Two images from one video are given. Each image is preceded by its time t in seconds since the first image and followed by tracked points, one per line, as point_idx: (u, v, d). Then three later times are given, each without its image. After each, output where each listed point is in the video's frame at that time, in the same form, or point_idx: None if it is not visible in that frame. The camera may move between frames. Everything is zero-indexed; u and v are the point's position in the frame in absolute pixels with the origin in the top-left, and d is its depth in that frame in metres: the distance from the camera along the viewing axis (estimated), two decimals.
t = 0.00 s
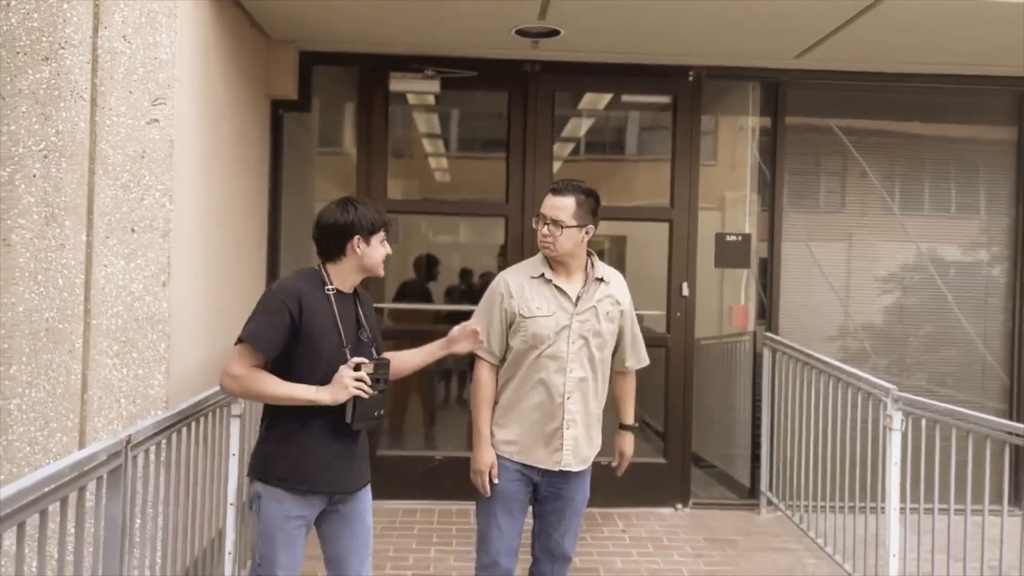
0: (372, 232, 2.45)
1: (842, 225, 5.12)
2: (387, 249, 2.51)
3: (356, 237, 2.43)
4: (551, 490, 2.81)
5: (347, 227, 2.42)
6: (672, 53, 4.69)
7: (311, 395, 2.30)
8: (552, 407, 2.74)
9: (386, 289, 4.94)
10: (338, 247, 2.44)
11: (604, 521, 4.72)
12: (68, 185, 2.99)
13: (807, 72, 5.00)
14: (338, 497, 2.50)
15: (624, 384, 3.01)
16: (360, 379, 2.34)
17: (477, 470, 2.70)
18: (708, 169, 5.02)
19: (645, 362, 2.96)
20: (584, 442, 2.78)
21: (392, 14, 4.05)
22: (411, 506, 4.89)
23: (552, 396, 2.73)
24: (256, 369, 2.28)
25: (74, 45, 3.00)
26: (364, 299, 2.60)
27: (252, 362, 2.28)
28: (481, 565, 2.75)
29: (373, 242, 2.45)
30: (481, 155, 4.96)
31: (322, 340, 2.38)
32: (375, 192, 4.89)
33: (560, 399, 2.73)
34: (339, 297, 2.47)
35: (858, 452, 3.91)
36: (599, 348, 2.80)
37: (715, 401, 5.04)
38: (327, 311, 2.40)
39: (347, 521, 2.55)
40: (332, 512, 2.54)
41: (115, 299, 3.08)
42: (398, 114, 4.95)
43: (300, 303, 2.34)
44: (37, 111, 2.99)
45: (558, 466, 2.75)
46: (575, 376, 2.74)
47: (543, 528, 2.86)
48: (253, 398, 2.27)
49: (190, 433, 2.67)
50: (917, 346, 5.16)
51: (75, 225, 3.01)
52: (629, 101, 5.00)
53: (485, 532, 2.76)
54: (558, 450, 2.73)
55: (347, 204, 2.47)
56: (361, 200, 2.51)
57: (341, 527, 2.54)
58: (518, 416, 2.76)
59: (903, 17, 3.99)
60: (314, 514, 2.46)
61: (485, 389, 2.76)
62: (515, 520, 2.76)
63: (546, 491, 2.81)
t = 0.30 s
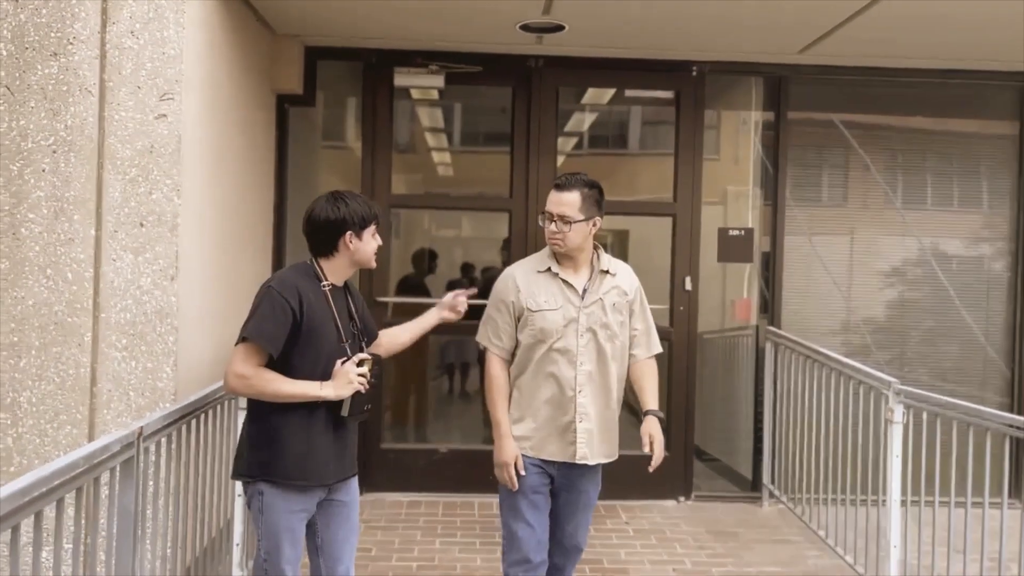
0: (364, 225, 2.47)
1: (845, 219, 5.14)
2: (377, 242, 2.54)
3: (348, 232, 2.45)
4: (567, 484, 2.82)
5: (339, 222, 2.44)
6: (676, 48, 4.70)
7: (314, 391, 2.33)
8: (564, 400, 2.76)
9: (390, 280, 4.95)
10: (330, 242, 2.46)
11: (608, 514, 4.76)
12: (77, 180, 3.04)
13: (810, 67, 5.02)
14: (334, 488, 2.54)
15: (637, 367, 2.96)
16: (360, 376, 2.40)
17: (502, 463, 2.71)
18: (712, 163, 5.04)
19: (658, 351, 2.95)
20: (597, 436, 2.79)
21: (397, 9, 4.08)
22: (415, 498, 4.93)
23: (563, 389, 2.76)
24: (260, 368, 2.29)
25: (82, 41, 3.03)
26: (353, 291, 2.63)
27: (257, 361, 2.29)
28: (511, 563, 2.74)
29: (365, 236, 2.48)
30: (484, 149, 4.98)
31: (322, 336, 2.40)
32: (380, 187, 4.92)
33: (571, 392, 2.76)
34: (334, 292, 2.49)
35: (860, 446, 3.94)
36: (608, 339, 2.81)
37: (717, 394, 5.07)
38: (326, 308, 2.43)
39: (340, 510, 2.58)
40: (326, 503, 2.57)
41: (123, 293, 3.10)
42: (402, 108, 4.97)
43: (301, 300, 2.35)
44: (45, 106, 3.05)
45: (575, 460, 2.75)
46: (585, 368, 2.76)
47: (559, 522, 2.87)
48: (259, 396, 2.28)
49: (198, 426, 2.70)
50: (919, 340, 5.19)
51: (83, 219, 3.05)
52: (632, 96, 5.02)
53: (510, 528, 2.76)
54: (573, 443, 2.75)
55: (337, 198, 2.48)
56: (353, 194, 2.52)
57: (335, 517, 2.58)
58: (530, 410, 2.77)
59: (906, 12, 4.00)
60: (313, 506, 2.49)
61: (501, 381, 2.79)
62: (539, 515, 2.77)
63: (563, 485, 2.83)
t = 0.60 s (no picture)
0: (368, 227, 2.49)
1: (845, 214, 5.17)
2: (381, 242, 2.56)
3: (352, 233, 2.47)
4: (569, 485, 2.84)
5: (343, 222, 2.45)
6: (676, 44, 4.72)
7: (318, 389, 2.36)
8: (565, 396, 2.76)
9: (391, 276, 4.98)
10: (333, 241, 2.48)
11: (608, 507, 4.79)
12: (81, 177, 3.04)
13: (808, 63, 5.04)
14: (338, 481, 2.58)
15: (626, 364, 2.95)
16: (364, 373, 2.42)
17: (493, 467, 2.75)
18: (711, 159, 5.06)
19: (649, 344, 2.93)
20: (600, 431, 2.79)
21: (397, 6, 4.10)
22: (416, 492, 4.96)
23: (561, 387, 2.76)
24: (263, 368, 2.32)
25: (85, 38, 3.04)
26: (353, 287, 2.66)
27: (259, 361, 2.31)
28: (515, 563, 2.77)
29: (368, 237, 2.50)
30: (484, 145, 5.00)
31: (324, 333, 2.43)
32: (381, 183, 4.94)
33: (570, 389, 2.75)
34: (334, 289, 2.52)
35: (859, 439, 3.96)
36: (603, 332, 2.80)
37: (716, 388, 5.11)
38: (326, 305, 2.45)
39: (344, 502, 2.62)
40: (330, 496, 2.60)
41: (127, 288, 3.14)
42: (402, 104, 4.99)
43: (301, 298, 2.37)
44: (48, 103, 3.05)
45: (579, 457, 2.76)
46: (582, 363, 2.75)
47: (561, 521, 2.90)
48: (262, 395, 2.30)
49: (203, 420, 2.73)
50: (918, 334, 5.22)
51: (88, 215, 3.06)
52: (632, 92, 5.04)
53: (513, 529, 2.79)
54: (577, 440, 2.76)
55: (341, 197, 2.50)
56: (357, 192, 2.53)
57: (340, 509, 2.61)
58: (532, 409, 2.78)
59: (904, 9, 4.02)
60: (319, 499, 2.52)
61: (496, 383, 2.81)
62: (542, 516, 2.79)
63: (565, 486, 2.85)
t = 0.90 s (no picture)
0: (371, 223, 2.50)
1: (842, 209, 5.20)
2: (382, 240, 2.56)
3: (355, 228, 2.48)
4: (569, 482, 2.83)
5: (346, 216, 2.47)
6: (673, 40, 4.74)
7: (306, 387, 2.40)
8: (558, 391, 2.75)
9: (390, 270, 4.99)
10: (335, 236, 2.49)
11: (607, 500, 4.82)
12: (82, 174, 3.10)
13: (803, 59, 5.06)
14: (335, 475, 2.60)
15: (630, 362, 2.99)
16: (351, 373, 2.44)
17: (475, 463, 2.78)
18: (708, 154, 5.10)
19: (650, 339, 2.93)
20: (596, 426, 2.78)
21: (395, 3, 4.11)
22: (415, 487, 4.99)
23: (555, 381, 2.75)
24: (254, 364, 2.36)
25: (85, 35, 3.08)
26: (357, 283, 2.67)
27: (249, 357, 2.36)
28: (514, 559, 2.78)
29: (370, 233, 2.51)
30: (482, 140, 5.02)
31: (318, 331, 2.44)
32: (379, 179, 4.96)
33: (563, 383, 2.74)
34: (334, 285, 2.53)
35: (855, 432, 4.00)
36: (597, 326, 2.79)
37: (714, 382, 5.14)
38: (325, 302, 2.46)
39: (344, 495, 2.64)
40: (330, 490, 2.62)
41: (128, 284, 3.13)
42: (400, 100, 5.01)
43: (297, 297, 2.39)
44: (49, 101, 3.11)
45: (575, 452, 2.76)
46: (576, 357, 2.75)
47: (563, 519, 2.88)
48: (253, 390, 2.36)
49: (205, 414, 2.76)
50: (915, 328, 5.25)
51: (89, 212, 3.10)
52: (629, 88, 5.06)
53: (512, 525, 2.79)
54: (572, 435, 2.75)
55: (346, 192, 2.51)
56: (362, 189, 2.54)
57: (340, 502, 2.64)
58: (528, 405, 2.78)
59: (900, 4, 4.04)
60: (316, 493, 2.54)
61: (486, 379, 2.86)
62: (540, 511, 2.79)
63: (565, 483, 2.83)
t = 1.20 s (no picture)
0: (348, 214, 2.51)
1: (837, 204, 5.23)
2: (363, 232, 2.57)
3: (331, 219, 2.50)
4: (573, 481, 2.79)
5: (320, 208, 2.50)
6: (668, 37, 4.77)
7: (302, 382, 2.41)
8: (555, 389, 2.73)
9: (386, 267, 5.02)
10: (312, 227, 2.52)
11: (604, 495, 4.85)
12: (81, 172, 3.09)
13: (798, 55, 5.08)
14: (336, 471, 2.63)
15: (626, 360, 2.95)
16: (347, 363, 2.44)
17: (481, 459, 2.79)
18: (704, 150, 5.12)
19: (648, 338, 2.90)
20: (593, 424, 2.76)
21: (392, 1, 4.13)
22: (413, 482, 5.02)
23: (552, 379, 2.72)
24: (247, 365, 2.37)
25: (84, 34, 3.07)
26: (343, 277, 2.68)
27: (241, 359, 2.36)
28: (515, 558, 2.79)
29: (349, 225, 2.52)
30: (478, 137, 5.04)
31: (308, 327, 2.45)
32: (376, 176, 4.97)
33: (560, 381, 2.72)
34: (319, 281, 2.54)
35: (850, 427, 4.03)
36: (594, 324, 2.77)
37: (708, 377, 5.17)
38: (311, 299, 2.47)
39: (344, 491, 2.66)
40: (330, 486, 2.64)
41: (128, 282, 3.15)
42: (396, 97, 5.02)
43: (282, 296, 2.39)
44: (47, 100, 3.10)
45: (572, 451, 2.74)
46: (573, 355, 2.72)
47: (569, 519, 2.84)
48: (246, 392, 2.37)
49: (205, 410, 2.77)
50: (909, 323, 5.28)
51: (88, 210, 3.11)
52: (625, 84, 5.07)
53: (514, 526, 2.79)
54: (569, 434, 2.73)
55: (325, 183, 2.54)
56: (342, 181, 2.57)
57: (341, 498, 2.66)
58: (526, 403, 2.75)
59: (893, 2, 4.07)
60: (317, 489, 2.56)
61: (485, 376, 2.85)
62: (541, 512, 2.79)
63: (568, 483, 2.80)
